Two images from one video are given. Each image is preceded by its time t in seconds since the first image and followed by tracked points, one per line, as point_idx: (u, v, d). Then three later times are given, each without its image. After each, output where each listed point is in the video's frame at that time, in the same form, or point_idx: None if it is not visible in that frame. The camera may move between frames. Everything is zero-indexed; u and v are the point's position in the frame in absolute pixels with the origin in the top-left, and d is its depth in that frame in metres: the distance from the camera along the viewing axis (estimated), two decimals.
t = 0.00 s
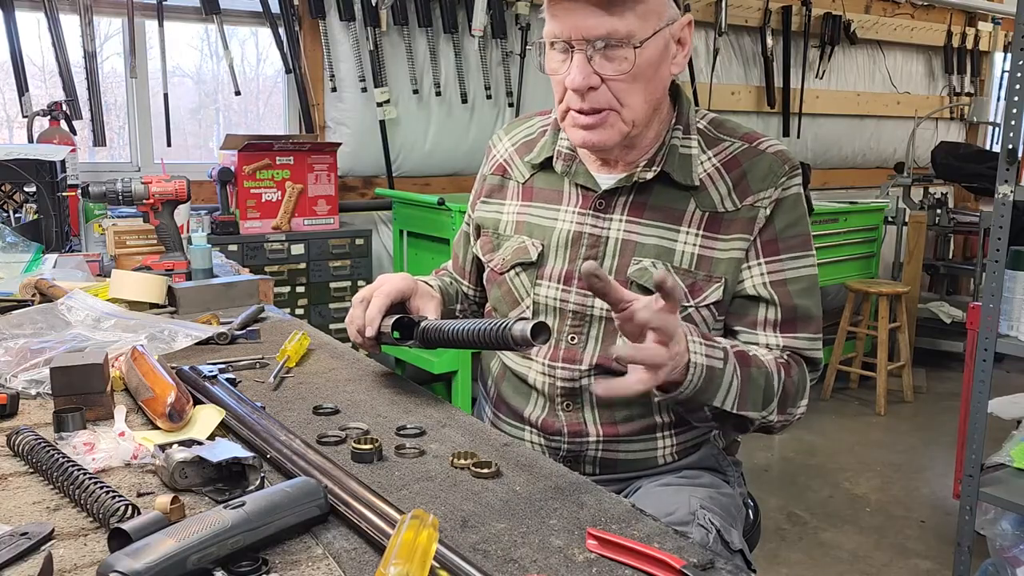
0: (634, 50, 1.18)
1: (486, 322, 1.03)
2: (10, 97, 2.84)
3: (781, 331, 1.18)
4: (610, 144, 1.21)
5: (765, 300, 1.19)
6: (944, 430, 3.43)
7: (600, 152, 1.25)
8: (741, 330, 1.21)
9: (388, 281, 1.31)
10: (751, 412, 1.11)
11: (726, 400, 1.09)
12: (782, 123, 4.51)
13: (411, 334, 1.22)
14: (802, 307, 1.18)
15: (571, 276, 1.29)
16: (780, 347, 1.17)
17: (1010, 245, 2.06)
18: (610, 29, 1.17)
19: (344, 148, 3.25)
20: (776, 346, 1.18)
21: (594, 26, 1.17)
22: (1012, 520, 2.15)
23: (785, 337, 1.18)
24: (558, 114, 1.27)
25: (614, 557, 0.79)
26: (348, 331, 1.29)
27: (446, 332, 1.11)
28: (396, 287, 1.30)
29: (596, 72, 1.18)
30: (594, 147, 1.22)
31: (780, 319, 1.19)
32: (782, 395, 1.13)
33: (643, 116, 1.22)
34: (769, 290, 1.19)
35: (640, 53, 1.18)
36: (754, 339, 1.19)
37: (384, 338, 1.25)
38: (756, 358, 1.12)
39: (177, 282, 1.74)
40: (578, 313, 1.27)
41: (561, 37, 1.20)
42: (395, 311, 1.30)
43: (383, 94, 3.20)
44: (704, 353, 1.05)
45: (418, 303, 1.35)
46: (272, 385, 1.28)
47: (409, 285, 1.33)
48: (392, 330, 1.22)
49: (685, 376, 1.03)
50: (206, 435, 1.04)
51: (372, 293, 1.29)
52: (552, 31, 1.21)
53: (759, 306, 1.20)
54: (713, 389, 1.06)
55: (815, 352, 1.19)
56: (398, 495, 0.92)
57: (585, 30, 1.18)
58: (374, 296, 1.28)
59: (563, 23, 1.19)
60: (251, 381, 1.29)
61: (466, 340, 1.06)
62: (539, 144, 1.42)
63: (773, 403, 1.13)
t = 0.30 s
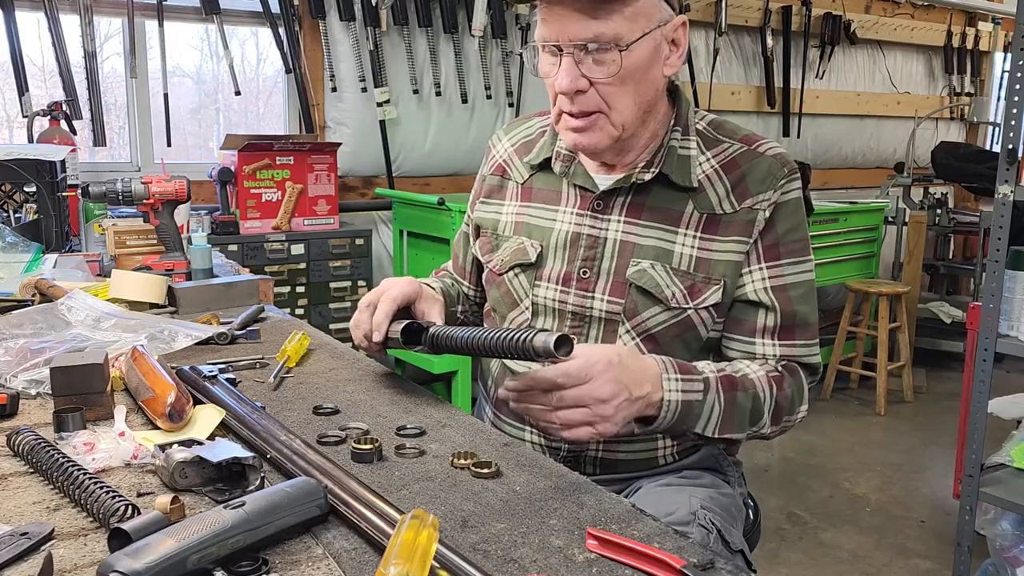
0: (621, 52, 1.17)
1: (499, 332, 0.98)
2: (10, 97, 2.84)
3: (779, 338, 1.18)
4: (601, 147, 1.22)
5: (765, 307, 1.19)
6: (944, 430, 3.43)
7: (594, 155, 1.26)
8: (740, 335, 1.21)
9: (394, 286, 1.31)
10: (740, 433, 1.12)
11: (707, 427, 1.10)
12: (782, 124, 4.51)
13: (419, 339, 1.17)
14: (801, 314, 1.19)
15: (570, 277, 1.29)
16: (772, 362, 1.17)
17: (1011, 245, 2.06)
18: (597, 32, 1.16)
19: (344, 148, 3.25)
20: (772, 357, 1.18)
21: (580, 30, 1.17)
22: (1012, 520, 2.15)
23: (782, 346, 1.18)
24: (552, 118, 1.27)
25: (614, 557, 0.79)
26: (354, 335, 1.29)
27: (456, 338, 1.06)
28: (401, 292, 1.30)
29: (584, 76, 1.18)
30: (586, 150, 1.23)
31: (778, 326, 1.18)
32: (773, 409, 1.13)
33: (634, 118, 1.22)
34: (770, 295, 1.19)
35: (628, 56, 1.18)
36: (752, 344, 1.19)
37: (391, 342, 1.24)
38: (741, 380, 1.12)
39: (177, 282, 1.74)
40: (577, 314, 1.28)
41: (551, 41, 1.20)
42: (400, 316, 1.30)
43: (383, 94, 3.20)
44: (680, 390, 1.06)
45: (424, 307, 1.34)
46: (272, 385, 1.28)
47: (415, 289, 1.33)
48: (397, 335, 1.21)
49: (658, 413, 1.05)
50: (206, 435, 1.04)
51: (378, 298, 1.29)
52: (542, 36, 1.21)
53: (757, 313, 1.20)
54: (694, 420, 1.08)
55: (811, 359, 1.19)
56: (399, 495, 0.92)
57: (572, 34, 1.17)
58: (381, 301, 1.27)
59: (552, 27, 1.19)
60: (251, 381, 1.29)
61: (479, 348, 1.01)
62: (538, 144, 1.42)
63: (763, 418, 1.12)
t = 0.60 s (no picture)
0: (643, 43, 1.16)
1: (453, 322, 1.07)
2: (10, 97, 2.84)
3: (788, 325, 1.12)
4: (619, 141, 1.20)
5: (767, 298, 1.15)
6: (944, 430, 3.43)
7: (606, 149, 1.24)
8: (748, 330, 1.16)
9: (375, 277, 1.31)
10: (799, 439, 1.01)
11: (775, 442, 0.98)
12: (782, 123, 4.51)
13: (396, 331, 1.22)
14: (806, 301, 1.13)
15: (562, 277, 1.29)
16: (792, 360, 1.08)
17: (1011, 245, 2.06)
18: (619, 22, 1.14)
19: (344, 148, 3.25)
20: (787, 348, 1.10)
21: (602, 20, 1.14)
22: (1012, 520, 2.15)
23: (794, 332, 1.11)
24: (560, 111, 1.25)
25: (614, 557, 0.79)
26: (337, 327, 1.30)
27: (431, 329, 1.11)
28: (383, 284, 1.31)
29: (604, 67, 1.16)
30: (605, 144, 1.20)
31: (785, 315, 1.13)
32: (815, 403, 1.04)
33: (648, 109, 1.22)
34: (768, 288, 1.16)
35: (647, 47, 1.17)
36: (762, 339, 1.13)
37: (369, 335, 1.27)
38: (777, 384, 1.02)
39: (177, 282, 1.74)
40: (570, 314, 1.27)
41: (567, 33, 1.17)
42: (382, 307, 1.31)
43: (383, 94, 3.20)
44: (738, 408, 0.95)
45: (407, 300, 1.36)
46: (272, 385, 1.28)
47: (398, 282, 1.34)
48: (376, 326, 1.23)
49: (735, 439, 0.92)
50: (206, 434, 1.04)
51: (359, 289, 1.30)
52: (554, 29, 1.18)
53: (762, 304, 1.16)
54: (760, 439, 0.96)
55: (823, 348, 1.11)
56: (398, 495, 0.92)
57: (593, 24, 1.15)
58: (360, 293, 1.29)
59: (567, 19, 1.16)
60: (251, 381, 1.29)
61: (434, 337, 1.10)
62: (532, 143, 1.42)
63: (811, 417, 1.03)
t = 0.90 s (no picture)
0: (644, 41, 1.16)
1: (448, 334, 1.08)
2: (10, 97, 2.84)
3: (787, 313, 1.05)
4: (618, 140, 1.20)
5: (765, 288, 1.10)
6: (944, 430, 3.43)
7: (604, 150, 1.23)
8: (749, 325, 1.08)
9: (372, 286, 1.31)
10: (821, 445, 0.91)
11: (797, 455, 0.88)
12: (782, 124, 4.51)
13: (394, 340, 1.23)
14: (806, 290, 1.06)
15: (558, 284, 1.29)
16: (795, 358, 0.98)
17: (1011, 245, 2.06)
18: (621, 19, 1.14)
19: (344, 148, 3.25)
20: (784, 340, 1.01)
21: (605, 16, 1.14)
22: (1012, 520, 2.15)
23: (791, 324, 1.02)
24: (557, 111, 1.24)
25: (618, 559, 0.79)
26: (333, 335, 1.32)
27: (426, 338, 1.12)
28: (380, 293, 1.30)
29: (606, 65, 1.16)
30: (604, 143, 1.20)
31: (784, 303, 1.06)
32: (829, 400, 0.94)
33: (648, 110, 1.21)
34: (766, 279, 1.11)
35: (648, 46, 1.17)
36: (761, 332, 1.05)
37: (365, 343, 1.28)
38: (785, 391, 0.92)
39: (177, 283, 1.74)
40: (566, 321, 1.27)
41: (568, 30, 1.17)
42: (379, 315, 1.32)
43: (383, 94, 3.20)
44: (746, 432, 0.85)
45: (404, 307, 1.35)
46: (272, 385, 1.28)
47: (394, 289, 1.33)
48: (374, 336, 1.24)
49: (751, 468, 0.83)
50: (206, 435, 1.04)
51: (355, 298, 1.30)
52: (554, 25, 1.18)
53: (759, 294, 1.10)
54: (779, 454, 0.86)
55: (829, 336, 1.01)
56: (398, 495, 0.92)
57: (595, 20, 1.15)
58: (357, 301, 1.29)
59: (568, 15, 1.16)
60: (251, 381, 1.30)
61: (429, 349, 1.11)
62: (528, 146, 1.42)
63: (829, 417, 0.93)
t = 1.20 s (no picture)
0: (651, 49, 1.16)
1: (446, 338, 1.08)
2: (10, 97, 2.84)
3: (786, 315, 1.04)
4: (620, 146, 1.19)
5: (763, 293, 1.09)
6: (944, 430, 3.43)
7: (604, 155, 1.23)
8: (749, 328, 1.08)
9: (372, 286, 1.31)
10: (834, 455, 0.91)
11: (812, 468, 0.88)
12: (782, 124, 4.51)
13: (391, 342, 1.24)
14: (805, 294, 1.06)
15: (555, 289, 1.29)
16: (797, 363, 0.97)
17: (1011, 245, 2.06)
18: (629, 25, 1.14)
19: (344, 148, 3.25)
20: (784, 344, 1.01)
21: (612, 22, 1.14)
22: (1012, 519, 2.15)
23: (790, 326, 1.02)
24: (557, 116, 1.23)
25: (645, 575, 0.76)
26: (332, 336, 1.33)
27: (425, 340, 1.12)
28: (379, 294, 1.31)
29: (611, 71, 1.16)
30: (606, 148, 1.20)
31: (783, 306, 1.06)
32: (837, 407, 0.93)
33: (651, 118, 1.22)
34: (764, 284, 1.10)
35: (654, 53, 1.17)
36: (761, 335, 1.05)
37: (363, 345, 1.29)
38: (796, 400, 0.91)
39: (177, 282, 1.74)
40: (564, 326, 1.27)
41: (573, 34, 1.16)
42: (377, 317, 1.32)
43: (383, 94, 3.20)
44: (765, 448, 0.84)
45: (402, 309, 1.34)
46: (272, 385, 1.28)
47: (393, 291, 1.33)
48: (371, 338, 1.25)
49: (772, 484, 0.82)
50: (206, 434, 1.04)
51: (353, 299, 1.31)
52: (560, 29, 1.17)
53: (757, 298, 1.10)
54: (796, 469, 0.86)
55: (828, 339, 1.01)
56: (398, 495, 0.92)
57: (602, 26, 1.14)
58: (356, 303, 1.30)
59: (575, 19, 1.16)
60: (251, 381, 1.30)
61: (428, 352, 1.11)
62: (526, 147, 1.42)
63: (839, 425, 0.92)
